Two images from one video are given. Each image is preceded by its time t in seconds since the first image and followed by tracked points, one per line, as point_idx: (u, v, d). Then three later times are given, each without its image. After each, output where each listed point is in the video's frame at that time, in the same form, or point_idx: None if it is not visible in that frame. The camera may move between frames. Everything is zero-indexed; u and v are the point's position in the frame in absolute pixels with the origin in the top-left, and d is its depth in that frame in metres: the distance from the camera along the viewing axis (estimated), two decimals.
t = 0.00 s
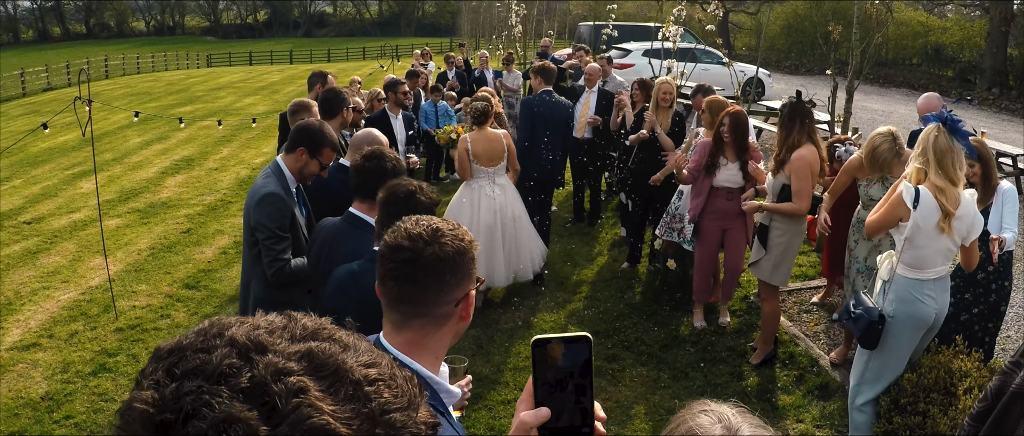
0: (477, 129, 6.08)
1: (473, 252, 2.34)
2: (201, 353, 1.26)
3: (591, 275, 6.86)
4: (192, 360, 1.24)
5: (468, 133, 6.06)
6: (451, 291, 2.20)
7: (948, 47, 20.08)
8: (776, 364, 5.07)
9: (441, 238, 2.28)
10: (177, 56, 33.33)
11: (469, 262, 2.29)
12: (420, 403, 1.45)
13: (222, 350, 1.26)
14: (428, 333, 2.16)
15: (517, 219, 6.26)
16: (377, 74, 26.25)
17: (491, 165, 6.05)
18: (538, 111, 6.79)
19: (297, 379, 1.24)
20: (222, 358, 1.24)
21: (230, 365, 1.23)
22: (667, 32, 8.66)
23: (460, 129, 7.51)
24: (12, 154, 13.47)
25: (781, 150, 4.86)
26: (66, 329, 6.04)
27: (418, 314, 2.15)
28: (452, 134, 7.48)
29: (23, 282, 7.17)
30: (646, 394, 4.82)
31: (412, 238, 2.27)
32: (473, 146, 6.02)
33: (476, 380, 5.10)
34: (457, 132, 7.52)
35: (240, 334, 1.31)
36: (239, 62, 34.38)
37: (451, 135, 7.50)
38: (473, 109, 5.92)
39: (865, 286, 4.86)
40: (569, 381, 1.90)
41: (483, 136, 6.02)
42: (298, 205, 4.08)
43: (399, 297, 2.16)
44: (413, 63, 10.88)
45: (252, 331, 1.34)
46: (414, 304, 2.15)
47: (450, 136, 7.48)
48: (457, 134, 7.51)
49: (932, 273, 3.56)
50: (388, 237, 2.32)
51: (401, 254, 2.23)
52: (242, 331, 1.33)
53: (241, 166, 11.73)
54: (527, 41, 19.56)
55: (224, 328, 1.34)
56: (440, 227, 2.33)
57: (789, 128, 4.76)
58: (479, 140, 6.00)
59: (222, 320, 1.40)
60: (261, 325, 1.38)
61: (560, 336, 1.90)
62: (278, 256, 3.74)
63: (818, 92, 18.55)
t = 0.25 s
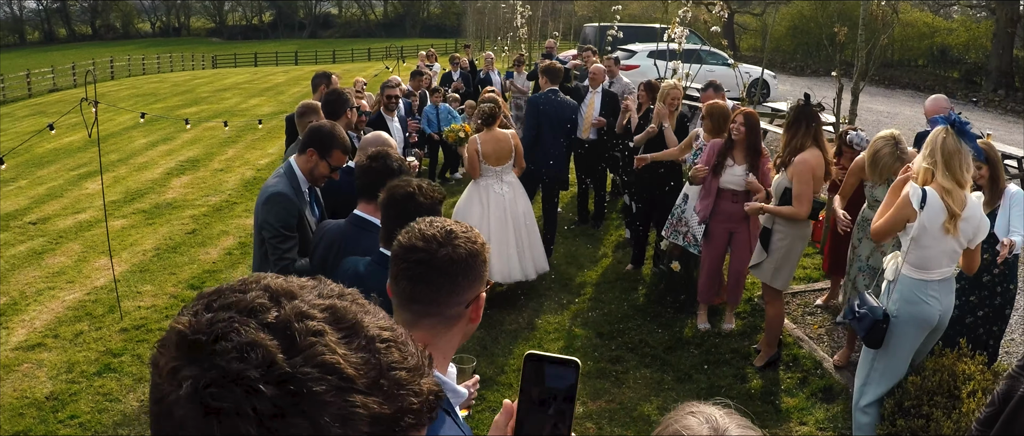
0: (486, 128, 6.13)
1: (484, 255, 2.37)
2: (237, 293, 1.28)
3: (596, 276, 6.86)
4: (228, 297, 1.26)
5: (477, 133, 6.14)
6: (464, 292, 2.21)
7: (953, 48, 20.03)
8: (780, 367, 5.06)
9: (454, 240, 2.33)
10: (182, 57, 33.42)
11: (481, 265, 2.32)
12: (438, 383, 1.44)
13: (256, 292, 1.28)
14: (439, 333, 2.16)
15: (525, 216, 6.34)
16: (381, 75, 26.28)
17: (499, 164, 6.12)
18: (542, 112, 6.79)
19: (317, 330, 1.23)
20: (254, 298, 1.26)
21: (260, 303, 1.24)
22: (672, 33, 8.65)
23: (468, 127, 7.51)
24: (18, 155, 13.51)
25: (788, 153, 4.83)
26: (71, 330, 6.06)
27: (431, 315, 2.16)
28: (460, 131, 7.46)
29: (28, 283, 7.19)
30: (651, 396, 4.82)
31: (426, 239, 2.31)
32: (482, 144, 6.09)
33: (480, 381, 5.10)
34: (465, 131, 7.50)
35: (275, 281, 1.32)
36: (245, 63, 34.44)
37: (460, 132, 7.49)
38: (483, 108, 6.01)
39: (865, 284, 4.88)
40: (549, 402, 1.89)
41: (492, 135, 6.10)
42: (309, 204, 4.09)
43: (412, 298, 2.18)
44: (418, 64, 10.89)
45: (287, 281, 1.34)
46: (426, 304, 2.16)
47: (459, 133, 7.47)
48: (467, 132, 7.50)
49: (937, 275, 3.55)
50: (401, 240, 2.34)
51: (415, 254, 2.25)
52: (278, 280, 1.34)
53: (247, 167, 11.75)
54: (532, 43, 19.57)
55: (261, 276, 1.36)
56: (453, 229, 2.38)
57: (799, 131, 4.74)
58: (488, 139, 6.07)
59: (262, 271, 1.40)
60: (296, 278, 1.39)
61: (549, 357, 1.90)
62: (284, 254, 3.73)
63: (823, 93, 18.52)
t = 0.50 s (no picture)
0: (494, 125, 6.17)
1: (490, 255, 2.36)
2: (283, 241, 1.29)
3: (600, 277, 6.86)
4: (275, 242, 1.28)
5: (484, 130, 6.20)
6: (469, 290, 2.21)
7: (958, 49, 20.02)
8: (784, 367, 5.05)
9: (460, 239, 2.33)
10: (188, 57, 33.54)
11: (486, 265, 2.31)
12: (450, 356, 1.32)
13: (299, 241, 1.28)
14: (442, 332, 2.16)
15: (534, 209, 6.37)
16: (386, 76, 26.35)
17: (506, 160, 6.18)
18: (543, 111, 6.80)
19: (345, 275, 1.19)
20: (296, 244, 1.26)
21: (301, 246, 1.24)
22: (678, 33, 8.65)
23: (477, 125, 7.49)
24: (24, 154, 13.56)
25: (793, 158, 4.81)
26: (76, 329, 6.07)
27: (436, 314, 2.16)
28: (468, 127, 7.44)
29: (34, 282, 7.21)
30: (655, 396, 4.82)
31: (433, 238, 2.31)
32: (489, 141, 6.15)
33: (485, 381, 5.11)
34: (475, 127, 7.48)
35: (320, 240, 1.32)
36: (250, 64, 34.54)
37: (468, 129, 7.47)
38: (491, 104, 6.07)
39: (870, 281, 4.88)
40: None
41: (498, 132, 6.16)
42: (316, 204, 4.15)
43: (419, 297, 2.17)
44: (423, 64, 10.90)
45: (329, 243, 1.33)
46: (431, 303, 2.17)
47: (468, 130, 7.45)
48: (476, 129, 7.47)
49: (943, 275, 3.55)
50: (409, 238, 2.34)
51: (422, 253, 2.26)
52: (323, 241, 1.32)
53: (252, 167, 11.77)
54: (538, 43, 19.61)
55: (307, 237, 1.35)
56: (460, 229, 2.38)
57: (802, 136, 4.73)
58: (495, 136, 6.14)
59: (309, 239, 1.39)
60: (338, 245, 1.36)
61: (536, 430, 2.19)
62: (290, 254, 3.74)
63: (828, 94, 18.53)
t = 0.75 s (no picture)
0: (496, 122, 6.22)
1: (499, 254, 2.34)
2: (342, 223, 1.50)
3: (604, 276, 6.86)
4: (336, 222, 1.48)
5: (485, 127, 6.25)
6: (477, 289, 2.22)
7: (964, 49, 19.94)
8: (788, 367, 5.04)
9: (471, 237, 2.29)
10: (192, 55, 33.51)
11: (495, 264, 2.29)
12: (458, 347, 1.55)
13: (356, 224, 1.49)
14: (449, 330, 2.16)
15: (534, 204, 6.41)
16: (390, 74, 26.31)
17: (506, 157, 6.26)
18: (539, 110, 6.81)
19: (397, 260, 1.43)
20: (355, 226, 1.48)
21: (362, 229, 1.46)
22: (683, 33, 8.63)
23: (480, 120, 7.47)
24: (28, 153, 13.57)
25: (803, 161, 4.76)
26: (81, 328, 6.08)
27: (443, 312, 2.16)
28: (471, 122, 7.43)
29: (38, 281, 7.22)
30: (659, 395, 4.82)
31: (443, 235, 2.28)
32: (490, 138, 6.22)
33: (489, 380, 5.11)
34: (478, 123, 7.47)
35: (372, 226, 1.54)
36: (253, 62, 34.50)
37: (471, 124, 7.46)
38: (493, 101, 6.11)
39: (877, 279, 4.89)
40: None
41: (499, 129, 6.22)
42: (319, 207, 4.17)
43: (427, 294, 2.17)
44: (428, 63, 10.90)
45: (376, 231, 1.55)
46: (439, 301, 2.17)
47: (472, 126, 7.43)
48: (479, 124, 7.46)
49: (953, 273, 3.57)
50: (419, 235, 2.32)
51: (431, 250, 2.24)
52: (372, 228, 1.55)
53: (256, 166, 11.76)
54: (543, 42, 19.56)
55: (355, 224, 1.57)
56: (471, 226, 2.35)
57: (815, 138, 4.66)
58: (497, 132, 6.21)
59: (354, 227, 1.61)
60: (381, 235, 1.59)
61: None
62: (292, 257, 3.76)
63: (833, 93, 18.46)
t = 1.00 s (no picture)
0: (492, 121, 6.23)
1: (502, 253, 2.33)
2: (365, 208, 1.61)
3: (607, 274, 6.86)
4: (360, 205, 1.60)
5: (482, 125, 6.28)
6: (478, 288, 2.22)
7: (969, 47, 19.89)
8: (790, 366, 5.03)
9: (473, 235, 2.29)
10: (196, 53, 33.54)
11: (497, 263, 2.29)
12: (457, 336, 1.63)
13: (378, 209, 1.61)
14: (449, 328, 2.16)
15: (527, 203, 6.43)
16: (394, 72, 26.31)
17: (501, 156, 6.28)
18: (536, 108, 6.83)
19: (413, 242, 1.54)
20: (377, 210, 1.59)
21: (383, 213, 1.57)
22: (687, 31, 8.61)
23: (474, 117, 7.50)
24: (34, 151, 13.60)
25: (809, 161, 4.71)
26: (85, 324, 6.10)
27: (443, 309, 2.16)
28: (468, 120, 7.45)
29: (43, 277, 7.24)
30: (662, 392, 4.82)
31: (446, 233, 2.28)
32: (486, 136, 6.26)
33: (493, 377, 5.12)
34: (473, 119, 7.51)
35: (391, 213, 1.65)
36: (257, 60, 34.52)
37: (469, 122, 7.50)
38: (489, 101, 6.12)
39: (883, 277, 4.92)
40: None
41: (494, 128, 6.22)
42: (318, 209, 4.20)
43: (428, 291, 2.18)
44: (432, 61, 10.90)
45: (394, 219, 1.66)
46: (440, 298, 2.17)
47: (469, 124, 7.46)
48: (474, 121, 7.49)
49: (960, 273, 3.57)
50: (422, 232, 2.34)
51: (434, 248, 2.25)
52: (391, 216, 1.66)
53: (260, 163, 11.77)
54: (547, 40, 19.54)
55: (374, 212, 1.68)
56: (473, 225, 2.35)
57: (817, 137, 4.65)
58: (491, 131, 6.22)
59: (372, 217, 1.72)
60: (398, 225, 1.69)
61: None
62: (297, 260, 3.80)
63: (838, 92, 18.42)
